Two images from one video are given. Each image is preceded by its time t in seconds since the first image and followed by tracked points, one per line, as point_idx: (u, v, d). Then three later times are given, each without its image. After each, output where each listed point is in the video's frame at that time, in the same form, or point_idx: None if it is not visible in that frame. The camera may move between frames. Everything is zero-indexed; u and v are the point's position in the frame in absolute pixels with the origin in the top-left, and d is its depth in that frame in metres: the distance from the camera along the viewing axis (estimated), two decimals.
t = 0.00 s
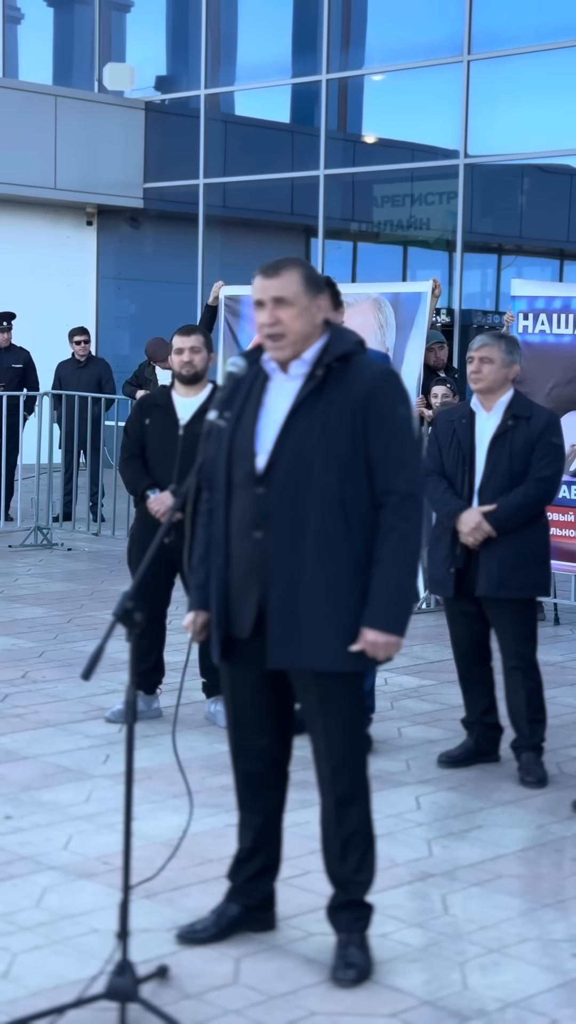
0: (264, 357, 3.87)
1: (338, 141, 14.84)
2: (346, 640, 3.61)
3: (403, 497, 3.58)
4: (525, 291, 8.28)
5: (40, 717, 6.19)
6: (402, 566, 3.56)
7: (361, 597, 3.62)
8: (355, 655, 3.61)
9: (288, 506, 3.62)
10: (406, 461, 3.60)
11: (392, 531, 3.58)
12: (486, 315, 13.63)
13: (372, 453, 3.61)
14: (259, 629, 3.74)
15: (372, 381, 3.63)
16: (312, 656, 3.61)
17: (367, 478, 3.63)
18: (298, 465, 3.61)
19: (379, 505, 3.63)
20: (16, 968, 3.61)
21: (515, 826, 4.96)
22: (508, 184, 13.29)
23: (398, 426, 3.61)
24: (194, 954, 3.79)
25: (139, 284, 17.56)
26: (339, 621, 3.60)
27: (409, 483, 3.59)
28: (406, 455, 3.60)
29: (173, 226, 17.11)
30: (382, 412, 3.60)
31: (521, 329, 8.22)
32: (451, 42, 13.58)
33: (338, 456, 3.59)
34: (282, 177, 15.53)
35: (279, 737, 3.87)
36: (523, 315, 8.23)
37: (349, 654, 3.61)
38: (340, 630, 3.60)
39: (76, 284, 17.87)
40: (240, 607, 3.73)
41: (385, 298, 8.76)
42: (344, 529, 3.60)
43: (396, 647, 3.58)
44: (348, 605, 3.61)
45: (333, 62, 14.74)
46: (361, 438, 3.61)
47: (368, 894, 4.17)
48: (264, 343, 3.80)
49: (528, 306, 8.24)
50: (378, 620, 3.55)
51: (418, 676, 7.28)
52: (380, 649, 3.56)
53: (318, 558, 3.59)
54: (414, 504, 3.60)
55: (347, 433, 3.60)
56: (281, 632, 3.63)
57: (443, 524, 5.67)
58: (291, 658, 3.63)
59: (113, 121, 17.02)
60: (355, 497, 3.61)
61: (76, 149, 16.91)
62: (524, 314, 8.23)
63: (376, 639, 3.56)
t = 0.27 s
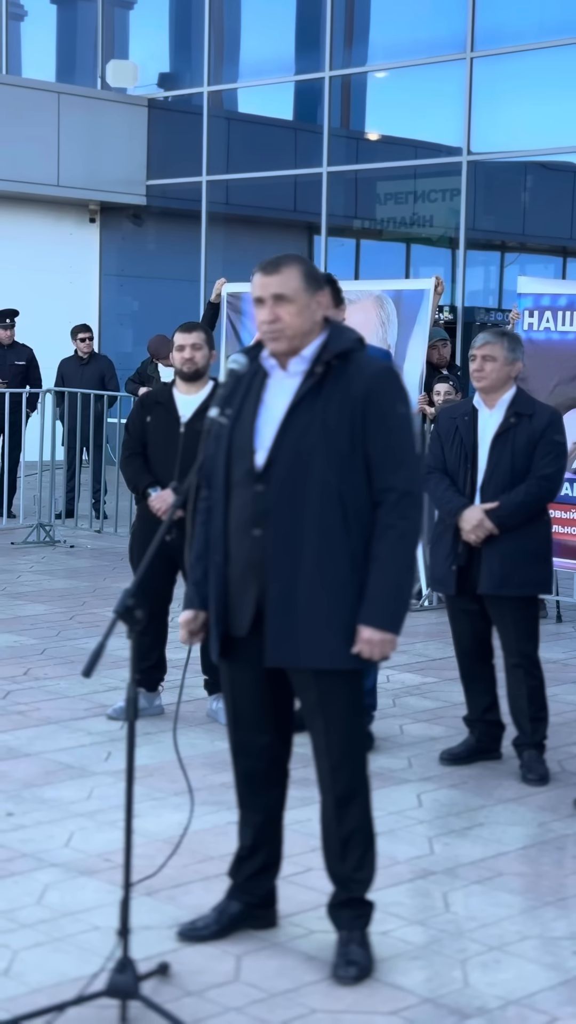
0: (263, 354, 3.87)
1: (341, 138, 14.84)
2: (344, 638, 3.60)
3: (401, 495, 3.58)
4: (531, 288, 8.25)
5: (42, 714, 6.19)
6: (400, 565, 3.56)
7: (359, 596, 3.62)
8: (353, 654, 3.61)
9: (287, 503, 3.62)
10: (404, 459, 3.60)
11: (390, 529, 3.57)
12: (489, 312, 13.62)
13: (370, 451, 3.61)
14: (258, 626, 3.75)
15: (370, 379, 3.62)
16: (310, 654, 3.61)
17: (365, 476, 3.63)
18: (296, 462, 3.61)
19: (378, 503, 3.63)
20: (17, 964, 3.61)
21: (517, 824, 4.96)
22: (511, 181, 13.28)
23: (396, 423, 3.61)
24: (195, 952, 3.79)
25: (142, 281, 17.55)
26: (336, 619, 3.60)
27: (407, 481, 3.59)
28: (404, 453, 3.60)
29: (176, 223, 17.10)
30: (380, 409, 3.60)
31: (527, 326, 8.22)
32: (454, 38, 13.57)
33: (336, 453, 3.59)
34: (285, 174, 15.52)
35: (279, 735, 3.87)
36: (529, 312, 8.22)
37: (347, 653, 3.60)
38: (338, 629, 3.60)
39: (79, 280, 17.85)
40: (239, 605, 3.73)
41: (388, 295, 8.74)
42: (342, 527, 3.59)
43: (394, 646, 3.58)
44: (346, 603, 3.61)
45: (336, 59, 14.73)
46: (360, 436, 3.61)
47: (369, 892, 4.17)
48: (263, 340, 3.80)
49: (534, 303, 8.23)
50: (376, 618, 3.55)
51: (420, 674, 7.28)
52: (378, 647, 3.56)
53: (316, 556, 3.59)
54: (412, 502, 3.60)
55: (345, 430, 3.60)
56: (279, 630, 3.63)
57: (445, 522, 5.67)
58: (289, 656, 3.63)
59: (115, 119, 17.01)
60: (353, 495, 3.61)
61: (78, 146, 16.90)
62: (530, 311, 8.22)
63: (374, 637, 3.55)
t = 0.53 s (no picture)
0: (262, 352, 3.86)
1: (343, 135, 14.83)
2: (343, 637, 3.60)
3: (400, 493, 3.58)
4: (537, 285, 8.21)
5: (43, 712, 6.19)
6: (400, 563, 3.56)
7: (358, 593, 3.61)
8: (353, 652, 3.61)
9: (286, 501, 3.61)
10: (403, 457, 3.60)
11: (390, 527, 3.57)
12: (491, 310, 13.61)
13: (370, 449, 3.60)
14: (257, 624, 3.74)
15: (369, 376, 3.62)
16: (309, 652, 3.60)
17: (364, 474, 3.62)
18: (296, 459, 3.60)
19: (377, 501, 3.63)
20: (17, 963, 3.61)
21: (518, 822, 4.95)
22: (514, 179, 13.26)
23: (395, 420, 3.61)
24: (196, 950, 3.78)
25: (143, 279, 17.55)
26: (336, 617, 3.60)
27: (406, 478, 3.59)
28: (403, 450, 3.60)
29: (177, 221, 17.09)
30: (379, 407, 3.60)
31: (532, 323, 8.19)
32: (456, 35, 13.55)
33: (335, 450, 3.59)
34: (287, 171, 15.50)
35: (279, 733, 3.87)
36: (534, 309, 8.20)
37: (346, 651, 3.60)
38: (338, 627, 3.59)
39: (81, 278, 17.84)
40: (238, 603, 3.72)
41: (389, 293, 8.76)
42: (342, 525, 3.59)
43: (394, 643, 3.57)
44: (346, 601, 3.60)
45: (338, 56, 14.71)
46: (359, 433, 3.60)
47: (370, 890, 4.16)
48: (262, 338, 3.79)
49: (540, 301, 8.20)
50: (375, 616, 3.54)
51: (421, 671, 7.27)
52: (377, 645, 3.55)
53: (316, 554, 3.58)
54: (411, 500, 3.60)
55: (344, 428, 3.60)
56: (279, 628, 3.62)
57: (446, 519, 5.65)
58: (289, 654, 3.62)
59: (117, 116, 16.99)
60: (352, 493, 3.60)
61: (80, 143, 16.89)
62: (536, 309, 8.21)
63: (373, 634, 3.55)
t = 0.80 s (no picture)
0: (261, 350, 3.86)
1: (343, 133, 14.83)
2: (344, 636, 3.60)
3: (401, 492, 3.58)
4: (540, 284, 8.21)
5: (43, 710, 6.19)
6: (401, 561, 3.56)
7: (359, 593, 3.61)
8: (354, 651, 3.60)
9: (287, 500, 3.60)
10: (404, 456, 3.60)
11: (391, 526, 3.57)
12: (492, 309, 13.55)
13: (370, 448, 3.61)
14: (256, 623, 3.73)
15: (369, 376, 3.63)
16: (309, 651, 3.59)
17: (365, 473, 3.63)
18: (296, 458, 3.60)
19: (377, 501, 3.63)
20: (17, 961, 3.61)
21: (519, 821, 4.95)
22: (515, 176, 13.23)
23: (395, 419, 3.62)
24: (196, 949, 3.78)
25: (145, 277, 17.55)
26: (336, 616, 3.59)
27: (406, 478, 3.60)
28: (403, 449, 3.61)
29: (178, 219, 17.08)
30: (380, 406, 3.60)
31: (535, 322, 8.22)
32: (457, 32, 13.54)
33: (336, 450, 3.59)
34: (287, 169, 15.49)
35: (278, 732, 3.86)
36: (537, 307, 8.21)
37: (347, 651, 3.59)
38: (338, 626, 3.59)
39: (82, 276, 17.83)
40: (238, 602, 3.72)
41: (391, 292, 8.78)
42: (342, 524, 3.59)
43: (394, 642, 3.56)
44: (346, 600, 3.60)
45: (340, 53, 14.71)
46: (360, 433, 3.61)
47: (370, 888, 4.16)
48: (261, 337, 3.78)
49: (543, 299, 8.20)
50: (377, 615, 3.54)
51: (423, 670, 7.27)
52: (378, 644, 3.55)
53: (316, 552, 3.58)
54: (412, 499, 3.60)
55: (344, 427, 3.60)
56: (279, 627, 3.61)
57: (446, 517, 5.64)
58: (289, 654, 3.61)
59: (118, 114, 16.99)
60: (353, 492, 3.60)
61: (81, 141, 16.90)
62: (538, 307, 8.21)
63: (374, 633, 3.54)
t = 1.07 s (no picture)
0: (260, 348, 3.85)
1: (343, 131, 14.82)
2: (343, 634, 3.59)
3: (402, 491, 3.59)
4: (541, 283, 8.15)
5: (44, 709, 6.19)
6: (401, 559, 3.56)
7: (358, 591, 3.61)
8: (353, 649, 3.60)
9: (288, 497, 3.60)
10: (404, 455, 3.61)
11: (391, 524, 3.57)
12: (492, 308, 13.53)
13: (371, 447, 3.61)
14: (255, 622, 3.73)
15: (370, 374, 3.63)
16: (310, 649, 3.58)
17: (365, 472, 3.63)
18: (297, 456, 3.60)
19: (377, 500, 3.63)
20: (17, 961, 3.60)
21: (519, 819, 4.95)
22: (515, 175, 13.21)
23: (395, 418, 3.62)
24: (196, 948, 3.77)
25: (145, 275, 17.55)
26: (336, 614, 3.59)
27: (407, 476, 3.60)
28: (403, 448, 3.62)
29: (178, 217, 17.07)
30: (381, 405, 3.61)
31: (536, 322, 8.18)
32: (457, 30, 13.53)
33: (337, 448, 3.59)
34: (287, 167, 15.48)
35: (277, 730, 3.86)
36: (539, 306, 8.15)
37: (346, 649, 3.59)
38: (338, 624, 3.59)
39: (82, 274, 17.82)
40: (237, 600, 3.71)
41: (391, 290, 8.79)
42: (343, 522, 3.59)
43: (394, 641, 3.56)
44: (346, 599, 3.60)
45: (340, 51, 14.70)
46: (360, 431, 3.61)
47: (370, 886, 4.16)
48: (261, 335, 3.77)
49: (545, 299, 8.13)
50: (377, 613, 3.53)
51: (423, 668, 7.27)
52: (378, 642, 3.55)
53: (317, 550, 3.58)
54: (411, 498, 3.60)
55: (345, 425, 3.60)
56: (279, 625, 3.60)
57: (445, 516, 5.63)
58: (289, 652, 3.60)
59: (117, 113, 16.98)
60: (354, 490, 3.60)
61: (81, 139, 16.89)
62: (540, 306, 8.15)
63: (374, 631, 3.54)
